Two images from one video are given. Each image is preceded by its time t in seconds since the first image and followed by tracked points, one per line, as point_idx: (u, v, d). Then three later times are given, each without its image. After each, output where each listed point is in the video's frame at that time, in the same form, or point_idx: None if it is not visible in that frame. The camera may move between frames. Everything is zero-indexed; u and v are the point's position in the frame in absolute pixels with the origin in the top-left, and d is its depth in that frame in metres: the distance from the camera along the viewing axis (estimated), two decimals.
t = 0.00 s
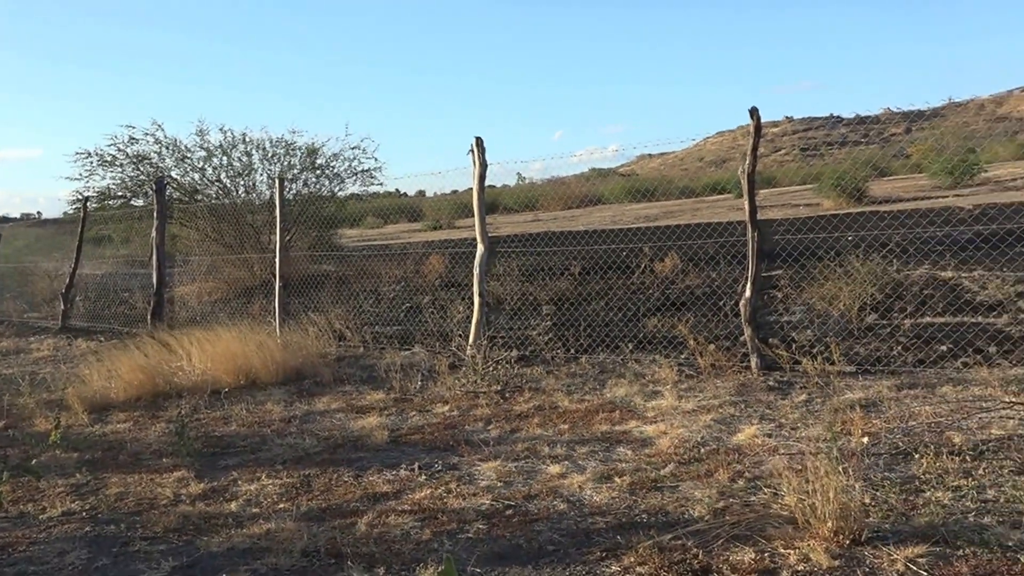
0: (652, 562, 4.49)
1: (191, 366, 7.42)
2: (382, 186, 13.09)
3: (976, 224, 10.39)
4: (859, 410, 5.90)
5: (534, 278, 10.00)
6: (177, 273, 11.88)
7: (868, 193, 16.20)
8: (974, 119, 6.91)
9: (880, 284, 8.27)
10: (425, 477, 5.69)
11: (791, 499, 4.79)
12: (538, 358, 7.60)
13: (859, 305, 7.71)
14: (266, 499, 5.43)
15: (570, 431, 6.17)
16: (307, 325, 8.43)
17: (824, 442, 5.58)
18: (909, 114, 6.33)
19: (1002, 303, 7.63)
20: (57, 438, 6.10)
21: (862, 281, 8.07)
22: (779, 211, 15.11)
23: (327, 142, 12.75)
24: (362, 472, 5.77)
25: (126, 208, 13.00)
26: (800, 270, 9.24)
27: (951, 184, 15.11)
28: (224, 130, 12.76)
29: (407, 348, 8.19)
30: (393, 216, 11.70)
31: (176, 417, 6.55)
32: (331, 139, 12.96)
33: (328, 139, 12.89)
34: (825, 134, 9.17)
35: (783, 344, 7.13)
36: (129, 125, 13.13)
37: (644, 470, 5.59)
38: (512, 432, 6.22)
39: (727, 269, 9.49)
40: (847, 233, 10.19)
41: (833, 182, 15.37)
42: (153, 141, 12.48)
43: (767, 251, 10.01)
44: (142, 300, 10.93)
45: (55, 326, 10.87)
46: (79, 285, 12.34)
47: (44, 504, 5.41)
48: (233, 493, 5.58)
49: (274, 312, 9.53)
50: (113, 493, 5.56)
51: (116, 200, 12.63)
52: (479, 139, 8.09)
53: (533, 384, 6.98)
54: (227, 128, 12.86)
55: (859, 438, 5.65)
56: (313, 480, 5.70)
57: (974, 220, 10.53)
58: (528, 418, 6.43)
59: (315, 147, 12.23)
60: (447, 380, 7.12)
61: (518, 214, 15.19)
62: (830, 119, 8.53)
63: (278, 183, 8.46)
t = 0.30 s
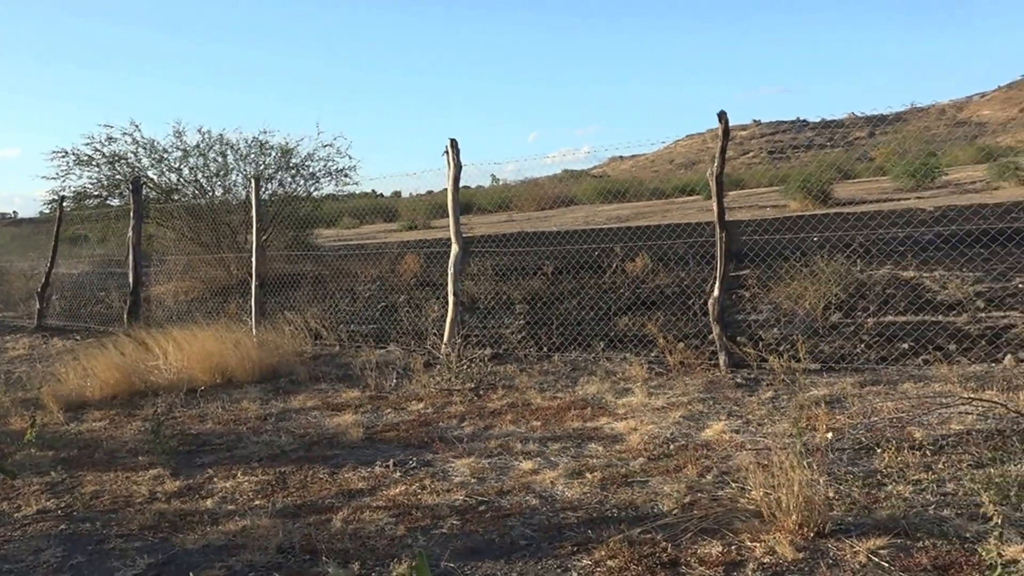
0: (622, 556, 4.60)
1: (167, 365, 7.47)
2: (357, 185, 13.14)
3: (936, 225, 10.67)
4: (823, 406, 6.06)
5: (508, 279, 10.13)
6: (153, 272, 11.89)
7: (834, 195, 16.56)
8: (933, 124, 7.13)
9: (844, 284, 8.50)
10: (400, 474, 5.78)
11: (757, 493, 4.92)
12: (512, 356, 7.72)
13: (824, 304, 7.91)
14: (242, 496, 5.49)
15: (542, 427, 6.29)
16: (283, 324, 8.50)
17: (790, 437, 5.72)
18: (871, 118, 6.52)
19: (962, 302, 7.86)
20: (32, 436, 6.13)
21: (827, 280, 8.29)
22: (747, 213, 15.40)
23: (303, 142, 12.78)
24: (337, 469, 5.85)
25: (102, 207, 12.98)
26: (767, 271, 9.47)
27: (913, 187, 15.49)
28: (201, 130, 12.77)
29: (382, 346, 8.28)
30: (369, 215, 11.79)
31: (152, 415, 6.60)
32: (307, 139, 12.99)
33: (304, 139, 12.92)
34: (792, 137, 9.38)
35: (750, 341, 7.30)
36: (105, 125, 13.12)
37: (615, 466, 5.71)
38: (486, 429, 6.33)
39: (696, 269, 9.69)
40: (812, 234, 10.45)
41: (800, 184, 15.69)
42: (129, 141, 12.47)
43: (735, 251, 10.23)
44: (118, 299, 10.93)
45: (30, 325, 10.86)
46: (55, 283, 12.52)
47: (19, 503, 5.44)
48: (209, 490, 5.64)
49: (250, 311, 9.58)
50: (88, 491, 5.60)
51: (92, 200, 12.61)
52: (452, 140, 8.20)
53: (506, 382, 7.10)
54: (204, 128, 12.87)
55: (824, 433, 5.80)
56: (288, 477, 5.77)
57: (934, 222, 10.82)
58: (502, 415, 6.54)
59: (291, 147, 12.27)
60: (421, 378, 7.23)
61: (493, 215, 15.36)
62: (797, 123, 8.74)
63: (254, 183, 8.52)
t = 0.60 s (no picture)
0: (597, 551, 4.68)
1: (144, 364, 7.47)
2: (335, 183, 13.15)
3: (904, 226, 10.88)
4: (794, 403, 6.18)
5: (484, 279, 10.20)
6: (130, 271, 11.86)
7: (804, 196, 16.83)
8: (901, 127, 7.29)
9: (814, 284, 8.65)
10: (376, 471, 5.83)
11: (729, 489, 5.01)
12: (488, 354, 7.79)
13: (794, 304, 8.05)
14: (218, 494, 5.52)
15: (518, 425, 6.36)
16: (260, 323, 8.52)
17: (761, 434, 5.82)
18: (840, 120, 6.66)
19: (928, 302, 8.04)
20: (6, 436, 6.12)
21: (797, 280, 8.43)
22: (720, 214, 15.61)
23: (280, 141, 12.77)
24: (314, 467, 5.88)
25: (79, 206, 12.92)
26: (739, 271, 9.61)
27: (881, 188, 15.77)
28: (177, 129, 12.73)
29: (359, 345, 8.32)
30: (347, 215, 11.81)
31: (129, 414, 6.61)
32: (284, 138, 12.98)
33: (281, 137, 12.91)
34: (765, 139, 9.54)
35: (723, 340, 7.42)
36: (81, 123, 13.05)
37: (590, 463, 5.79)
38: (462, 427, 6.39)
39: (669, 269, 9.83)
40: (784, 234, 10.62)
41: (771, 185, 15.92)
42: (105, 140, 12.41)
43: (708, 252, 10.37)
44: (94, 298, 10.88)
45: (5, 324, 10.80)
46: (32, 283, 12.54)
47: None
48: (186, 488, 5.66)
49: (227, 310, 9.59)
50: (64, 489, 5.60)
51: (68, 199, 12.54)
52: (429, 141, 8.26)
53: (482, 381, 7.16)
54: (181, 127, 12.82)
55: (794, 430, 5.91)
56: (265, 475, 5.79)
57: (902, 223, 11.02)
58: (478, 413, 6.61)
59: (268, 146, 12.25)
60: (398, 377, 7.28)
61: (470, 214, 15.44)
62: (769, 125, 8.88)
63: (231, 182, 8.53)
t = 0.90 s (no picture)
0: (573, 549, 4.72)
1: (120, 364, 7.45)
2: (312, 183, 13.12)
3: (875, 228, 11.04)
4: (767, 402, 6.25)
5: (461, 280, 10.24)
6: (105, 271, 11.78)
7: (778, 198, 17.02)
8: (872, 130, 7.41)
9: (787, 285, 8.76)
10: (353, 471, 5.84)
11: (703, 487, 5.07)
12: (466, 354, 7.82)
13: (768, 304, 8.14)
14: (195, 495, 5.51)
15: (495, 425, 6.40)
16: (237, 324, 8.50)
17: (735, 432, 5.89)
18: (813, 123, 6.76)
19: (898, 302, 8.17)
20: None
21: (771, 281, 8.53)
22: (694, 215, 15.75)
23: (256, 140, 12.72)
24: (291, 467, 5.88)
25: (53, 206, 12.81)
26: (714, 272, 9.71)
27: (853, 190, 15.98)
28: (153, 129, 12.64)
29: (337, 345, 8.33)
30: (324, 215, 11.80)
31: (104, 415, 6.58)
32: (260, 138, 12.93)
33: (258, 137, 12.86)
34: (740, 141, 9.65)
35: (698, 340, 7.50)
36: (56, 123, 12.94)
37: (566, 462, 5.83)
38: (440, 427, 6.42)
39: (645, 270, 9.92)
40: (758, 236, 10.75)
41: (746, 187, 16.09)
42: (80, 140, 12.31)
43: (683, 253, 10.48)
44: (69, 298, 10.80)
45: None
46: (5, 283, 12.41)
47: None
48: (162, 489, 5.65)
49: (204, 310, 9.56)
50: (38, 491, 5.57)
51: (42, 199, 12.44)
52: (406, 142, 8.27)
53: (459, 381, 7.19)
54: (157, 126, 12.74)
55: (767, 428, 5.98)
56: (242, 475, 5.79)
57: (873, 224, 11.19)
58: (455, 413, 6.64)
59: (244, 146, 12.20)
60: (376, 377, 7.29)
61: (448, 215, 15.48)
62: (744, 128, 8.98)
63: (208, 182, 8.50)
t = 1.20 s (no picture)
0: (547, 550, 4.75)
1: (92, 367, 7.41)
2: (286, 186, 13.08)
3: (845, 230, 11.20)
4: (739, 402, 6.32)
5: (437, 282, 10.26)
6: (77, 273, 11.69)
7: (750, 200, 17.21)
8: (841, 134, 7.52)
9: (759, 286, 8.86)
10: (328, 473, 5.85)
11: (676, 487, 5.12)
12: (441, 356, 7.84)
13: (740, 306, 8.24)
14: (168, 498, 5.49)
15: (470, 426, 6.42)
16: (211, 326, 8.48)
17: (707, 432, 5.95)
18: (784, 127, 6.85)
19: (867, 303, 8.29)
20: None
21: (743, 282, 8.63)
22: (667, 218, 15.89)
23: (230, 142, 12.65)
24: (266, 469, 5.88)
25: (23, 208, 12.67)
26: (687, 274, 9.80)
27: (823, 193, 16.19)
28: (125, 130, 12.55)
29: (312, 347, 8.32)
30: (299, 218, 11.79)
31: (76, 419, 6.54)
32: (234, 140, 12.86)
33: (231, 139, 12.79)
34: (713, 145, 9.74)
35: (671, 341, 7.58)
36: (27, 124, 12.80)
37: (541, 462, 5.87)
38: (415, 428, 6.44)
39: (620, 273, 10.01)
40: (730, 238, 10.86)
41: (719, 190, 16.25)
42: (51, 141, 12.20)
43: (656, 254, 10.59)
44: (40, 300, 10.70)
45: None
46: None
47: None
48: (134, 492, 5.62)
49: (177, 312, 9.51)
50: (8, 495, 5.53)
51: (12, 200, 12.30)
52: (382, 144, 8.28)
53: (434, 382, 7.22)
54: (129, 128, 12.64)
55: (740, 428, 6.04)
56: (215, 478, 5.78)
57: (843, 227, 11.34)
58: (430, 414, 6.66)
59: (218, 148, 12.13)
60: (350, 379, 7.30)
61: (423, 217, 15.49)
62: (716, 131, 9.08)
63: (181, 184, 8.47)
